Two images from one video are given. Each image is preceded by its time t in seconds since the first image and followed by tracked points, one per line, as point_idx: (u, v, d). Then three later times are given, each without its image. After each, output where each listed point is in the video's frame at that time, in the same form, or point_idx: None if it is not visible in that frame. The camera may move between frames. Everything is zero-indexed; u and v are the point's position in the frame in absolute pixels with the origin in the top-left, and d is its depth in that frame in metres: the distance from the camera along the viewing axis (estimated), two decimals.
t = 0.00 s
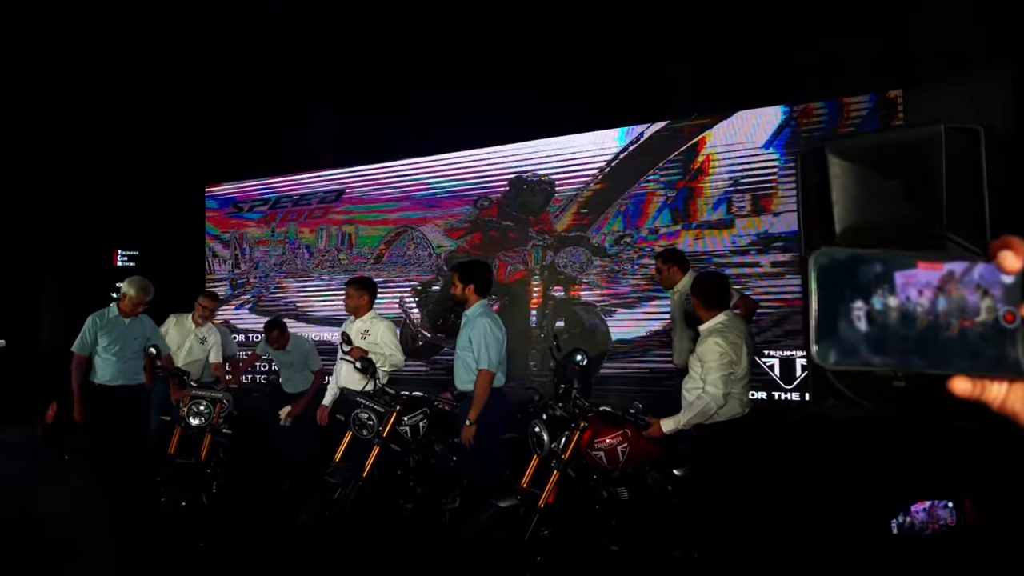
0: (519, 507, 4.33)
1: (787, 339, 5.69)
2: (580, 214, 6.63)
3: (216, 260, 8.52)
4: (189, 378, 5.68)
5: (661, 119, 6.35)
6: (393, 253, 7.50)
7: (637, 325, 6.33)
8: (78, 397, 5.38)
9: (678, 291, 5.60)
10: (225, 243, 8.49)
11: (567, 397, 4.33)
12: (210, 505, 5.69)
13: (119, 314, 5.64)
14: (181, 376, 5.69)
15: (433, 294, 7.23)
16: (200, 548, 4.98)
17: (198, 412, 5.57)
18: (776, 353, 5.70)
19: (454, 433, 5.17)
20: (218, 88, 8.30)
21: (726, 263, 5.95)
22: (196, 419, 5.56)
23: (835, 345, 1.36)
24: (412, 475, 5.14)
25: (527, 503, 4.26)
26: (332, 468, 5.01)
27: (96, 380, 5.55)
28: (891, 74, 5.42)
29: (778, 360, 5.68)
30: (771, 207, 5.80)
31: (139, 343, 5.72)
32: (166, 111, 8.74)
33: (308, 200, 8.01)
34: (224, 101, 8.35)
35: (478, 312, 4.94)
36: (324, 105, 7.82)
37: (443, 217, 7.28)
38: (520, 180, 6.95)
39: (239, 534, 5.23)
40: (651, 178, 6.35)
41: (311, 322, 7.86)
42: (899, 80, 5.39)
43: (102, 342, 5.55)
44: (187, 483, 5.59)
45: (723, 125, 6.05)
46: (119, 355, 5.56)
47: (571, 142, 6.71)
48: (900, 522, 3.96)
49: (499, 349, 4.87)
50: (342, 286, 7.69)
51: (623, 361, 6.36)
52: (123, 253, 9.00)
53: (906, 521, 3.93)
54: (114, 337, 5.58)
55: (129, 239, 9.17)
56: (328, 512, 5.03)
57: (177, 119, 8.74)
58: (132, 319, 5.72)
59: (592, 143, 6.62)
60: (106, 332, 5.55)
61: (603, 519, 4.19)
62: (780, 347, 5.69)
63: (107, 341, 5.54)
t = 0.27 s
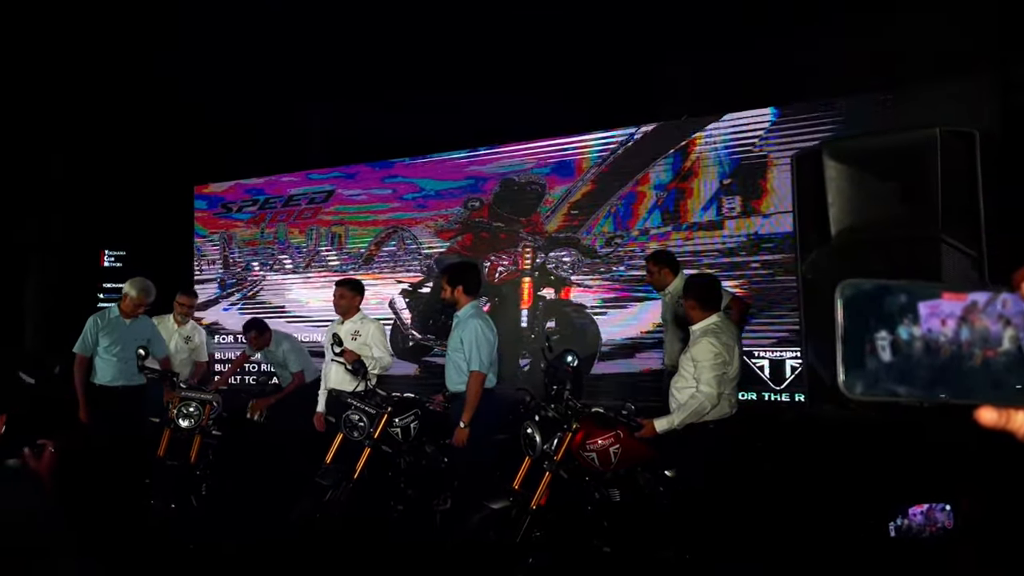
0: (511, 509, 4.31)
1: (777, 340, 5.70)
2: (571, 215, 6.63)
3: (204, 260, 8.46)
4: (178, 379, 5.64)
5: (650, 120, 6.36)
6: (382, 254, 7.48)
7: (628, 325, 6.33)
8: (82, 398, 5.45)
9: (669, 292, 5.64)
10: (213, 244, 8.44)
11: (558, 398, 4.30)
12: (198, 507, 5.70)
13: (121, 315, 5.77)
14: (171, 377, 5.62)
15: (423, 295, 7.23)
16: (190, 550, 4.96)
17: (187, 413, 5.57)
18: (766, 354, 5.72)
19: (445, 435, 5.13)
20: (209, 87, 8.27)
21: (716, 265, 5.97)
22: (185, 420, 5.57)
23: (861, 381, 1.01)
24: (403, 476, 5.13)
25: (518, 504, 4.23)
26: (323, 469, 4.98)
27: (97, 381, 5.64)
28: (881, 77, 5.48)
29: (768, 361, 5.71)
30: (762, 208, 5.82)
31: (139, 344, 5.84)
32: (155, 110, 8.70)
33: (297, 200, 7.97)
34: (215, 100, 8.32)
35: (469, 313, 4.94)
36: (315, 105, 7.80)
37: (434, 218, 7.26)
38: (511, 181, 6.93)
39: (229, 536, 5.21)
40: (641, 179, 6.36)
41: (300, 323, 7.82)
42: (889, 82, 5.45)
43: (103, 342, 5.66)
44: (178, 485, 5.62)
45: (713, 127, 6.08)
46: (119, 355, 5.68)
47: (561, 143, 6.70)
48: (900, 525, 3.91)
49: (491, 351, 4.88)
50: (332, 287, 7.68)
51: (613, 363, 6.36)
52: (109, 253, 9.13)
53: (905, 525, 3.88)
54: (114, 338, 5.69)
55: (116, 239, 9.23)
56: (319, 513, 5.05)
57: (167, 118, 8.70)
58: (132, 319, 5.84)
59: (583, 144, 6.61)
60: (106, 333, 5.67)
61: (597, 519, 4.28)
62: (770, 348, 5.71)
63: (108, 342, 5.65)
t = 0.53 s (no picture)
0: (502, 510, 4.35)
1: (766, 342, 5.73)
2: (560, 216, 6.65)
3: (193, 260, 8.45)
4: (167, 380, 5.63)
5: (639, 121, 6.36)
6: (371, 256, 7.47)
7: (617, 326, 6.34)
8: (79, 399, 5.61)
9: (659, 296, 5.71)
10: (201, 244, 8.42)
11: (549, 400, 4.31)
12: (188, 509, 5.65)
13: (118, 316, 5.87)
14: (161, 379, 5.62)
15: (412, 296, 7.22)
16: (179, 552, 4.96)
17: (177, 415, 5.53)
18: (754, 355, 5.75)
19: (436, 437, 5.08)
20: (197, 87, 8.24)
21: (706, 266, 5.99)
22: (174, 423, 5.53)
23: (881, 413, 1.03)
24: (393, 478, 5.11)
25: (510, 506, 4.28)
26: (313, 472, 5.03)
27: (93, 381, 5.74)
28: (868, 79, 5.51)
29: (757, 363, 5.74)
30: (751, 211, 5.85)
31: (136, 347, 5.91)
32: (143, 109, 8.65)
33: (286, 202, 7.96)
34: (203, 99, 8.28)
35: (461, 314, 4.95)
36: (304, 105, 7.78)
37: (423, 219, 7.25)
38: (501, 183, 6.93)
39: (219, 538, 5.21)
40: (631, 181, 6.37)
41: (289, 324, 7.81)
42: (877, 85, 5.48)
43: (99, 343, 5.76)
44: (168, 487, 5.50)
45: (702, 129, 6.10)
46: (114, 356, 5.76)
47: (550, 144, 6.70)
48: (891, 525, 4.31)
49: (482, 352, 4.88)
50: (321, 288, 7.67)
51: (603, 364, 6.37)
52: (96, 254, 9.09)
53: (899, 526, 4.29)
54: (110, 338, 5.79)
55: (103, 239, 9.20)
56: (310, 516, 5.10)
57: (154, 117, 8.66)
58: (131, 322, 5.93)
59: (573, 146, 6.61)
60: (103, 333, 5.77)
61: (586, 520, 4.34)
62: (759, 349, 5.74)
63: (103, 342, 5.74)
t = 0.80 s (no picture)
0: (495, 512, 4.33)
1: (757, 343, 5.76)
2: (552, 218, 6.66)
3: (182, 261, 8.41)
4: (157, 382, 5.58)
5: (630, 123, 6.39)
6: (361, 257, 7.46)
7: (608, 327, 6.34)
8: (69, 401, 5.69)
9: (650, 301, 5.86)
10: (191, 245, 8.39)
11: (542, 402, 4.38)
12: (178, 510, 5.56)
13: (108, 317, 5.86)
14: (151, 381, 5.58)
15: (403, 297, 7.20)
16: (170, 554, 4.95)
17: (167, 416, 5.50)
18: (744, 357, 5.78)
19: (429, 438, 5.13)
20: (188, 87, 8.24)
21: (697, 268, 6.00)
22: (165, 424, 5.50)
23: (907, 437, 1.05)
24: (385, 480, 5.10)
25: (503, 508, 4.23)
26: (306, 473, 5.03)
27: (82, 384, 5.73)
28: (856, 81, 5.56)
29: (748, 363, 5.76)
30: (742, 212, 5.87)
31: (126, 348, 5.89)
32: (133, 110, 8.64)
33: (277, 203, 7.95)
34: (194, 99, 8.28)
35: (452, 315, 4.95)
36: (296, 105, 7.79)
37: (414, 220, 7.25)
38: (492, 184, 6.94)
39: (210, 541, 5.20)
40: (621, 183, 6.38)
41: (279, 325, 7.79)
42: (865, 87, 5.53)
43: (88, 344, 5.75)
44: (160, 489, 5.48)
45: (692, 131, 6.11)
46: (103, 358, 5.74)
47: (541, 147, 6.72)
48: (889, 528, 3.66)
49: (473, 353, 4.86)
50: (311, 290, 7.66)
51: (594, 365, 6.38)
52: (84, 254, 8.87)
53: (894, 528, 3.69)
54: (100, 339, 5.77)
55: (90, 240, 8.93)
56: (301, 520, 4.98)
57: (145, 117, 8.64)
58: (121, 323, 5.91)
59: (564, 147, 6.62)
60: (92, 334, 5.76)
61: (579, 520, 4.36)
62: (750, 350, 5.77)
63: (92, 343, 5.73)
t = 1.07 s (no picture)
0: (490, 513, 4.33)
1: (749, 344, 5.78)
2: (544, 219, 6.67)
3: (174, 264, 8.41)
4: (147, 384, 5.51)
5: (622, 125, 6.41)
6: (352, 257, 7.44)
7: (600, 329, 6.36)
8: (60, 405, 5.70)
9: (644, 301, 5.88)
10: (182, 247, 8.38)
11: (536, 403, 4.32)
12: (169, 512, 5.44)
13: (95, 318, 5.81)
14: (143, 382, 5.51)
15: (396, 298, 7.19)
16: (161, 555, 4.95)
17: (159, 418, 5.41)
18: (735, 357, 5.80)
19: (421, 439, 5.20)
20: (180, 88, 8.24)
21: (687, 269, 6.03)
22: (157, 426, 5.40)
23: (931, 445, 1.52)
24: (378, 482, 5.10)
25: (496, 508, 4.21)
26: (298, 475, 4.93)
27: (72, 386, 5.72)
28: (846, 82, 5.59)
29: (738, 362, 5.78)
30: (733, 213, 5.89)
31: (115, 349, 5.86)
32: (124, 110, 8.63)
33: (268, 203, 7.93)
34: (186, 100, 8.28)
35: (446, 317, 4.95)
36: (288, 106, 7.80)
37: (406, 221, 7.25)
38: (484, 185, 6.92)
39: (201, 543, 5.21)
40: (613, 185, 6.40)
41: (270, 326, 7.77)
42: (854, 88, 5.56)
43: (78, 346, 5.72)
44: (151, 491, 5.27)
45: (684, 132, 6.13)
46: (92, 360, 5.70)
47: (533, 149, 6.75)
48: (886, 530, 3.76)
49: (467, 354, 4.87)
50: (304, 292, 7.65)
51: (586, 366, 6.39)
52: (72, 254, 8.74)
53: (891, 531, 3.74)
54: (89, 341, 5.73)
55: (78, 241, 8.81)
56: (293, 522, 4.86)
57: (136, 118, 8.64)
58: (110, 324, 5.88)
59: (556, 149, 6.64)
60: (81, 337, 5.74)
61: (573, 522, 4.22)
62: (741, 350, 5.79)
63: (81, 345, 5.70)
